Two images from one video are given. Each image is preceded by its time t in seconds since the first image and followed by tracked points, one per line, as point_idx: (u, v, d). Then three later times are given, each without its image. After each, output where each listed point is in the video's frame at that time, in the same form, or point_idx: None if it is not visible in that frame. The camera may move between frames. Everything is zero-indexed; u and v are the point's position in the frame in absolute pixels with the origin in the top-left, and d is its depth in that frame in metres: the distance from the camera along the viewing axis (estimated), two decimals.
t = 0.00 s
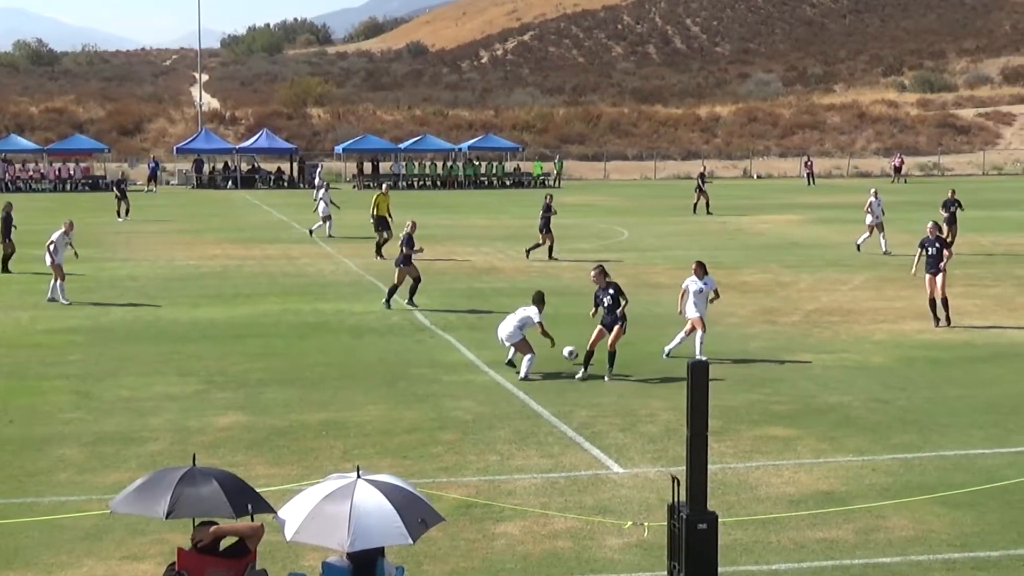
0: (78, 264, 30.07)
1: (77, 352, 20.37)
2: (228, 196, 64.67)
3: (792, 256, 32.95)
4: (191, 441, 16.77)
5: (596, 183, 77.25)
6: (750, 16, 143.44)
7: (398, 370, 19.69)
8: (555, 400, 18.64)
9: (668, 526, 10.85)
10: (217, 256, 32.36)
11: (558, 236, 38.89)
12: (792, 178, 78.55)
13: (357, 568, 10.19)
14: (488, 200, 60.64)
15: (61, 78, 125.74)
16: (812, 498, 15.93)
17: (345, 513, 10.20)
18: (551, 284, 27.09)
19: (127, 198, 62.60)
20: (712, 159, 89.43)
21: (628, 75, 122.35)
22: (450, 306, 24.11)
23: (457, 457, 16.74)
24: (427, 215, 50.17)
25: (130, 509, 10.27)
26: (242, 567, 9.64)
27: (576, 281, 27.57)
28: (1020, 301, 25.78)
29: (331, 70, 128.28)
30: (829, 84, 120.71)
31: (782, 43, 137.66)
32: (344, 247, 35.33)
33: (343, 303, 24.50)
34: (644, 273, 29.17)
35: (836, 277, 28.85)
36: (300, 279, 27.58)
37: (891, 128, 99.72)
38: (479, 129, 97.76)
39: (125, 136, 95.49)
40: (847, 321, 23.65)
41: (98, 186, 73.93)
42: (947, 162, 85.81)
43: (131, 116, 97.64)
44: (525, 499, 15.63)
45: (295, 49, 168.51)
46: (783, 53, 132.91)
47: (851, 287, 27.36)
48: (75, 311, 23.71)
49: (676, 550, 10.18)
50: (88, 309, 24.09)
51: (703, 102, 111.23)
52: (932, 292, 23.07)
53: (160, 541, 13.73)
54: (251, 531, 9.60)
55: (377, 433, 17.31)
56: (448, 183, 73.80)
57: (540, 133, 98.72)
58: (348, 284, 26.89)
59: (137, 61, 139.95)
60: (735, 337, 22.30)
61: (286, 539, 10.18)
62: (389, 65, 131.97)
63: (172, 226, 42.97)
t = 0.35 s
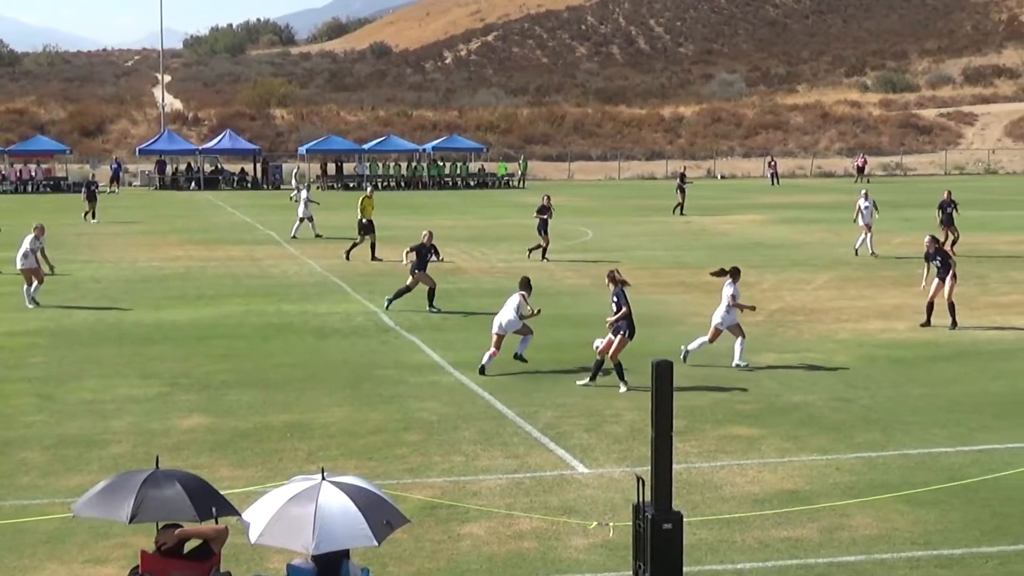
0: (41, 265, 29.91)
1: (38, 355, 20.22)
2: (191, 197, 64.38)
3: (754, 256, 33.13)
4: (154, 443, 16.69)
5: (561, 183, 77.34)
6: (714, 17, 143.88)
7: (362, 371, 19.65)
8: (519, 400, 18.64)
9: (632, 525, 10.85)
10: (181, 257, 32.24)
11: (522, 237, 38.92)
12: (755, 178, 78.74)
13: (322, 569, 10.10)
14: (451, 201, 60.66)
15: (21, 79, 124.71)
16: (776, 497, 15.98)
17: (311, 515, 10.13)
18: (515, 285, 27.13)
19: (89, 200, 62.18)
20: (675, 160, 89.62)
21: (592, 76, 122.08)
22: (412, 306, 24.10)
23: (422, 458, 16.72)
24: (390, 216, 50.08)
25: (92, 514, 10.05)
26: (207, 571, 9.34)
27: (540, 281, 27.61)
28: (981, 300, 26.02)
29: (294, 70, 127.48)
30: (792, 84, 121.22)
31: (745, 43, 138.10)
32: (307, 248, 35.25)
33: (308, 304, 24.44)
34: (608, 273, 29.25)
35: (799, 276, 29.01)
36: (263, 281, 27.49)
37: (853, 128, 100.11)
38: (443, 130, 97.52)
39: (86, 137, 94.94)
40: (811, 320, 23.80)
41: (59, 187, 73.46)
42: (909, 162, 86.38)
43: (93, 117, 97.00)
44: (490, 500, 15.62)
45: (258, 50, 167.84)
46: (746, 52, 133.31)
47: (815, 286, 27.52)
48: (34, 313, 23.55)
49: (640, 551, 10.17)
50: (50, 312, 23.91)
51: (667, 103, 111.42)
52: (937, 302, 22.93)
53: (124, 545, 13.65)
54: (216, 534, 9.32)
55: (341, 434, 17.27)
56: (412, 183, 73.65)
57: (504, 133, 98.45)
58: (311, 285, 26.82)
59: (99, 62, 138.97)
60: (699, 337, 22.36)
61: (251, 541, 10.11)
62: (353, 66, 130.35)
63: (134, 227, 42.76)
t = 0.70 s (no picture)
0: None
1: None
2: (151, 198, 64.04)
3: (715, 256, 33.25)
4: (113, 445, 16.58)
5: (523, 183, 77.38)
6: (675, 17, 144.01)
7: (323, 372, 19.60)
8: (480, 401, 18.63)
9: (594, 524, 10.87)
10: (140, 258, 32.10)
11: (483, 237, 38.92)
12: (714, 179, 78.81)
13: (281, 570, 10.04)
14: (412, 202, 60.63)
15: None
16: (736, 498, 16.00)
17: (271, 517, 10.03)
18: (477, 285, 27.19)
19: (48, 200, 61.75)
20: (635, 160, 89.73)
21: (552, 76, 121.81)
22: (373, 308, 24.08)
23: (382, 459, 16.69)
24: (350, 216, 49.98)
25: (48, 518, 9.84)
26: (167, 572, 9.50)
27: (501, 282, 27.63)
28: (938, 299, 26.22)
29: (253, 70, 126.05)
30: (752, 84, 121.52)
31: (705, 45, 138.36)
32: (268, 249, 35.19)
33: (268, 305, 24.37)
34: (569, 274, 29.30)
35: (759, 276, 29.11)
36: (223, 282, 27.42)
37: (813, 129, 100.21)
38: (403, 130, 97.14)
39: (45, 138, 94.27)
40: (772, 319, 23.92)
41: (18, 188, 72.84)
42: (867, 162, 86.73)
43: (52, 117, 96.29)
44: (451, 501, 15.59)
45: (219, 51, 167.01)
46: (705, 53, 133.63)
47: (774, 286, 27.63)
48: None
49: (601, 549, 10.17)
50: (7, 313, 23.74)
51: (627, 104, 111.37)
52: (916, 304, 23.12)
53: (81, 547, 13.56)
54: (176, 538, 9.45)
55: (301, 435, 17.21)
56: (371, 184, 73.29)
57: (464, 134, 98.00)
58: (272, 286, 26.76)
59: (58, 62, 137.81)
60: (659, 337, 22.41)
61: (211, 544, 10.01)
62: (313, 65, 129.40)
63: (91, 229, 42.46)
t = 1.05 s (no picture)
0: None
1: None
2: (101, 197, 63.56)
3: (665, 257, 33.40)
4: (60, 446, 16.46)
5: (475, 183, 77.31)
6: (627, 20, 143.47)
7: (272, 372, 19.55)
8: (430, 401, 18.63)
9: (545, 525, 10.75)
10: (88, 258, 31.89)
11: (434, 238, 38.93)
12: (666, 180, 79.03)
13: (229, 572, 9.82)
14: (365, 202, 60.51)
15: None
16: (685, 497, 16.04)
17: (218, 518, 9.80)
18: (428, 286, 27.18)
19: None
20: (588, 161, 89.42)
21: (504, 76, 120.99)
22: (324, 307, 24.09)
23: (332, 459, 16.64)
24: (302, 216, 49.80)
25: None
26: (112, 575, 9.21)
27: (451, 282, 27.69)
28: (886, 299, 26.47)
29: (203, 69, 124.43)
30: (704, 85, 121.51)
31: (658, 46, 138.10)
32: (220, 249, 35.06)
33: (218, 305, 24.28)
34: (520, 274, 29.35)
35: (709, 276, 29.30)
36: (172, 281, 27.31)
37: (763, 130, 99.90)
38: (355, 130, 96.04)
39: None
40: (722, 319, 24.06)
41: None
42: (818, 163, 87.20)
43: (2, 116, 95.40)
44: (401, 501, 15.55)
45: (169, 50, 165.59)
46: (659, 55, 133.22)
47: (725, 286, 27.79)
48: None
49: (550, 551, 10.04)
50: None
51: (579, 105, 111.07)
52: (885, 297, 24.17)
53: (26, 549, 13.46)
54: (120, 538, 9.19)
55: (251, 436, 17.15)
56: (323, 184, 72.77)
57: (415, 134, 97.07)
58: (221, 286, 26.67)
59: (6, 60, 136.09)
60: (609, 337, 22.47)
61: (158, 545, 9.78)
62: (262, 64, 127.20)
63: (36, 228, 42.09)
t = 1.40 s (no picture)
0: None
1: None
2: (47, 199, 63.10)
3: (615, 259, 33.48)
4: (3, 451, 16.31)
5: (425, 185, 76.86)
6: (575, 20, 142.12)
7: (220, 375, 19.47)
8: (379, 403, 18.59)
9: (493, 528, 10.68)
10: (33, 260, 31.65)
11: (383, 239, 38.90)
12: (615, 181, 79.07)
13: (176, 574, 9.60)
14: (316, 204, 60.16)
15: None
16: (634, 498, 16.06)
17: (166, 521, 9.54)
18: (378, 288, 27.14)
19: None
20: (537, 161, 88.72)
21: (453, 77, 119.64)
22: (272, 309, 24.05)
23: (281, 462, 16.57)
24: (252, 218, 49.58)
25: None
26: None
27: (400, 284, 27.67)
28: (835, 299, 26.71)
29: (149, 70, 122.34)
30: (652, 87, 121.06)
31: (607, 46, 137.40)
32: (167, 251, 34.93)
33: (165, 308, 24.17)
34: (470, 276, 29.34)
35: (658, 277, 29.44)
36: (119, 284, 27.14)
37: (712, 131, 99.61)
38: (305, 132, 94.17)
39: None
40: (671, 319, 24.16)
41: None
42: (767, 164, 87.63)
43: None
44: (350, 503, 15.51)
45: (117, 51, 163.85)
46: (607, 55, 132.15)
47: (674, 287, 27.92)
48: None
49: (500, 554, 9.96)
50: None
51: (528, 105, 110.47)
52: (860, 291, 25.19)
53: None
54: (68, 542, 9.07)
55: (198, 439, 17.06)
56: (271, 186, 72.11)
57: (365, 135, 95.43)
58: (168, 288, 26.55)
59: None
60: (558, 339, 22.50)
61: (103, 549, 9.53)
62: (211, 65, 125.66)
63: None
